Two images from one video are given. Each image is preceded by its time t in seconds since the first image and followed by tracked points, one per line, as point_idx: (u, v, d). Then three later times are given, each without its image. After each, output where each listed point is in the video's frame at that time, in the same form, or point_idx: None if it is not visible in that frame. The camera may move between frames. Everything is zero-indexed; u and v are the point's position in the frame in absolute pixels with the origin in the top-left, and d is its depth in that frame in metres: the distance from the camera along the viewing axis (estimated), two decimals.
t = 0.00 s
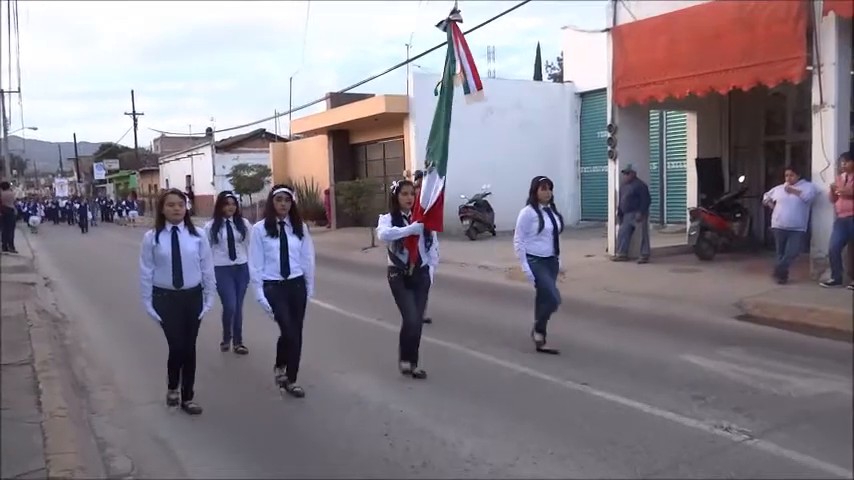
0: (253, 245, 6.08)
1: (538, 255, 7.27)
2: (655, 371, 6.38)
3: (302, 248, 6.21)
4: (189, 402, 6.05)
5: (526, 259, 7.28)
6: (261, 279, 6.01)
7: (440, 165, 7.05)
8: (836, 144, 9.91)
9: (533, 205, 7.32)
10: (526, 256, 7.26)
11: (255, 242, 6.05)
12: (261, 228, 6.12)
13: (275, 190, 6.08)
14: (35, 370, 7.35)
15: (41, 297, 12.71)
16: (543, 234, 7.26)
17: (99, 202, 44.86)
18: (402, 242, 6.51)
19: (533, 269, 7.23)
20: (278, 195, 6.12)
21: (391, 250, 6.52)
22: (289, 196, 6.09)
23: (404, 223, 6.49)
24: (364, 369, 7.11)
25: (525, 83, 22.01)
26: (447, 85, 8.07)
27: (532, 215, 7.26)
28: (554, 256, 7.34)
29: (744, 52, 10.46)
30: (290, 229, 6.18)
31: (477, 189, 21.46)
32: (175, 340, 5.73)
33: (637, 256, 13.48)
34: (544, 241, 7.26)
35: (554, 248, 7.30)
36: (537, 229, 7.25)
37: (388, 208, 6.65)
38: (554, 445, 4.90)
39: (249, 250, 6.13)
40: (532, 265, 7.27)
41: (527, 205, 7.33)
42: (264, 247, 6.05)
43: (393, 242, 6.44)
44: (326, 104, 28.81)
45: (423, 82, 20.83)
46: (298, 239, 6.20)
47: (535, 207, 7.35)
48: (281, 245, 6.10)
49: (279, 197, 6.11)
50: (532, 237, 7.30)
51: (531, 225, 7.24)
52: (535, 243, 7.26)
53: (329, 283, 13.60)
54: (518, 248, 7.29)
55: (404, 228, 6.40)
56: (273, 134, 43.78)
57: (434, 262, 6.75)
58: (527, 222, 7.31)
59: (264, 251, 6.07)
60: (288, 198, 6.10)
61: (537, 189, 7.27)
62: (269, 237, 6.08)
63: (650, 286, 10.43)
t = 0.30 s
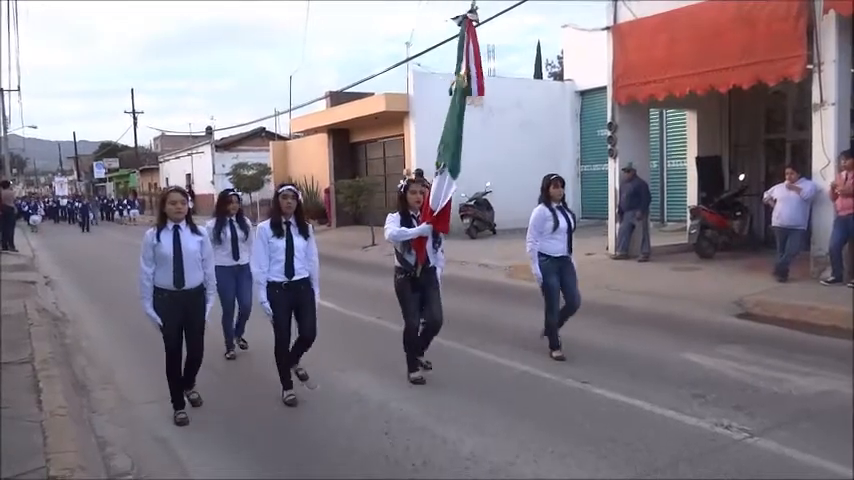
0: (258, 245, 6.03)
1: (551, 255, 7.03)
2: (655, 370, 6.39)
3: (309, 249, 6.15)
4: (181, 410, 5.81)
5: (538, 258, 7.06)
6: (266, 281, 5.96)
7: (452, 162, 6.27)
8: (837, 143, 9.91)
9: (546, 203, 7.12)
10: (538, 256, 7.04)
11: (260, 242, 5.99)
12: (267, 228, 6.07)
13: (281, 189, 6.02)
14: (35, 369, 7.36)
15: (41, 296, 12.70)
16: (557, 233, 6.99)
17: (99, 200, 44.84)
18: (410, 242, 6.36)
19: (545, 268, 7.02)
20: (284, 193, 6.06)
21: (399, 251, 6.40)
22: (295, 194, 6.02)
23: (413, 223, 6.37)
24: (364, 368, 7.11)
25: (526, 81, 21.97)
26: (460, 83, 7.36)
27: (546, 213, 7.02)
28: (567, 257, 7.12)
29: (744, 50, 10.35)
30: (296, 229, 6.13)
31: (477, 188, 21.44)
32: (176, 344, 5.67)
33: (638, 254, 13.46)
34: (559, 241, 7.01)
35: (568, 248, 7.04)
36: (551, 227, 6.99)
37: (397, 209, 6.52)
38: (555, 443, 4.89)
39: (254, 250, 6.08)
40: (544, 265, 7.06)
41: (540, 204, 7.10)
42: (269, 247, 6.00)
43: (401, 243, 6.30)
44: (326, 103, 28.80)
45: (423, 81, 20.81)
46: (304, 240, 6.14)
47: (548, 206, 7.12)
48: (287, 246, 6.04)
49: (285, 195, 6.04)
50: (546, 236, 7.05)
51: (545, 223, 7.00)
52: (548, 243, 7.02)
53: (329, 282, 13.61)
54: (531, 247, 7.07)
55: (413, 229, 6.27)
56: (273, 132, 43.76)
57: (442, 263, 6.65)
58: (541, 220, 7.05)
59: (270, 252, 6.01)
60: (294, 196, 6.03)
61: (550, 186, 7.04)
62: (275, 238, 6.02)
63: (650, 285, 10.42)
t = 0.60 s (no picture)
0: (268, 246, 5.84)
1: (566, 257, 6.92)
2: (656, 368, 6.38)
3: (320, 250, 5.96)
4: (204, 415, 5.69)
5: (552, 260, 6.95)
6: (276, 284, 5.78)
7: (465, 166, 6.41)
8: (837, 140, 9.91)
9: (561, 204, 7.01)
10: (552, 257, 6.92)
11: (270, 243, 5.80)
12: (277, 229, 5.89)
13: (293, 187, 5.80)
14: (35, 368, 7.35)
15: (41, 296, 12.70)
16: (572, 235, 6.91)
17: (99, 200, 44.88)
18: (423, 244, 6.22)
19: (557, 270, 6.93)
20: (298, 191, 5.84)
21: (410, 253, 6.23)
22: (308, 193, 5.81)
23: (425, 225, 6.22)
24: (365, 367, 7.10)
25: (527, 79, 21.95)
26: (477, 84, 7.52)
27: (561, 214, 6.92)
28: (583, 258, 6.98)
29: (744, 49, 10.46)
30: (307, 230, 5.93)
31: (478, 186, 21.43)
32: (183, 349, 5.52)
33: (638, 253, 13.43)
34: (573, 242, 6.92)
35: (582, 251, 6.95)
36: (566, 228, 6.90)
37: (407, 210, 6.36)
38: (556, 442, 4.88)
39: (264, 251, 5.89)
40: (558, 267, 6.94)
41: (555, 204, 7.00)
42: (280, 249, 5.80)
43: (413, 245, 6.14)
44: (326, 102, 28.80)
45: (423, 79, 20.79)
46: (315, 241, 5.94)
47: (563, 206, 7.01)
48: (298, 247, 5.84)
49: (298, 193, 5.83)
50: (560, 238, 6.96)
51: (560, 224, 6.90)
52: (563, 244, 6.92)
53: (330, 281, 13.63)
54: (545, 248, 6.97)
55: (426, 231, 6.12)
56: (273, 132, 43.79)
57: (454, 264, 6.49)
58: (555, 221, 6.96)
59: (280, 253, 5.82)
60: (307, 194, 5.81)
61: (566, 187, 6.95)
62: (286, 239, 5.84)
63: (651, 283, 10.43)
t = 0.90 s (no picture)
0: (285, 250, 5.74)
1: (593, 261, 6.74)
2: (667, 372, 6.36)
3: (336, 255, 5.84)
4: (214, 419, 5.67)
5: (578, 264, 6.78)
6: (294, 289, 5.65)
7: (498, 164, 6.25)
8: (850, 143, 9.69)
9: (587, 206, 6.81)
10: (579, 262, 6.75)
11: (286, 248, 5.69)
12: (293, 233, 5.76)
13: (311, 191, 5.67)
14: (48, 371, 7.40)
15: (53, 300, 12.81)
16: (597, 238, 6.74)
17: (112, 204, 45.24)
18: (446, 247, 6.04)
19: (586, 273, 6.74)
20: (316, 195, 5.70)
21: (432, 256, 6.05)
22: (326, 197, 5.66)
23: (448, 228, 6.01)
24: (377, 371, 7.11)
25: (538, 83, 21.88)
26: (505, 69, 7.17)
27: (585, 217, 6.75)
28: (608, 261, 6.83)
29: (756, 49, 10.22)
30: (324, 234, 5.82)
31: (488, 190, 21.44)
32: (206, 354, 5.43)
33: (649, 257, 13.38)
34: (598, 246, 6.75)
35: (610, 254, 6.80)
36: (591, 232, 6.73)
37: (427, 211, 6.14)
38: (567, 446, 4.89)
39: (281, 255, 5.79)
40: (586, 271, 6.76)
41: (580, 207, 6.79)
42: (297, 253, 5.69)
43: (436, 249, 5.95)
44: (336, 106, 28.91)
45: (433, 83, 20.81)
46: (332, 246, 5.83)
47: (589, 209, 6.82)
48: (315, 251, 5.73)
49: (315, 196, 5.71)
50: (586, 242, 6.80)
51: (585, 228, 6.72)
52: (587, 248, 6.75)
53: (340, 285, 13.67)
54: (571, 254, 6.78)
55: (449, 233, 5.93)
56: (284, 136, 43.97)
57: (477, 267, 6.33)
58: (580, 225, 6.78)
59: (296, 258, 5.71)
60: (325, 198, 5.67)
61: (590, 190, 6.78)
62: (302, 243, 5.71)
63: (661, 287, 10.39)
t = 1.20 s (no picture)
0: (299, 255, 5.63)
1: (618, 265, 6.62)
2: (679, 375, 6.34)
3: (351, 259, 5.75)
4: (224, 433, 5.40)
5: (602, 268, 6.66)
6: (309, 295, 5.55)
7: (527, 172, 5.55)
8: None
9: (612, 210, 6.71)
10: (602, 265, 6.63)
11: (301, 252, 5.59)
12: (309, 238, 5.67)
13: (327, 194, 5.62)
14: (62, 373, 7.46)
15: (67, 304, 12.91)
16: (623, 242, 6.62)
17: (125, 208, 45.53)
18: (468, 253, 5.98)
19: (608, 276, 6.63)
20: (333, 199, 5.68)
21: (454, 262, 6.00)
22: (341, 200, 5.62)
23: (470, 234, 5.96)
24: (388, 374, 7.12)
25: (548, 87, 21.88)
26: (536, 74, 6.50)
27: (611, 221, 6.63)
28: (635, 266, 6.69)
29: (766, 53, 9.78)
30: (339, 239, 5.72)
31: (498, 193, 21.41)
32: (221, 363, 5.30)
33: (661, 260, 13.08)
34: (624, 250, 6.61)
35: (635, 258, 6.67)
36: (617, 236, 6.61)
37: (450, 215, 6.09)
38: (578, 449, 4.88)
39: (295, 261, 5.69)
40: (609, 275, 6.64)
41: (606, 210, 6.69)
42: (312, 259, 5.59)
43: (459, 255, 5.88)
44: (347, 110, 28.98)
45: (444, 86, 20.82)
46: (347, 251, 5.74)
47: (614, 212, 6.70)
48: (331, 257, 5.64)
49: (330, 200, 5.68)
50: (612, 245, 6.67)
51: (611, 231, 6.61)
52: (613, 252, 6.63)
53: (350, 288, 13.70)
54: (595, 258, 6.68)
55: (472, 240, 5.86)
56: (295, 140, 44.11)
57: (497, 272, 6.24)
58: (605, 229, 6.66)
59: (311, 263, 5.61)
60: (341, 201, 5.62)
61: (617, 192, 6.65)
62: (317, 247, 5.63)
63: (673, 290, 10.34)
